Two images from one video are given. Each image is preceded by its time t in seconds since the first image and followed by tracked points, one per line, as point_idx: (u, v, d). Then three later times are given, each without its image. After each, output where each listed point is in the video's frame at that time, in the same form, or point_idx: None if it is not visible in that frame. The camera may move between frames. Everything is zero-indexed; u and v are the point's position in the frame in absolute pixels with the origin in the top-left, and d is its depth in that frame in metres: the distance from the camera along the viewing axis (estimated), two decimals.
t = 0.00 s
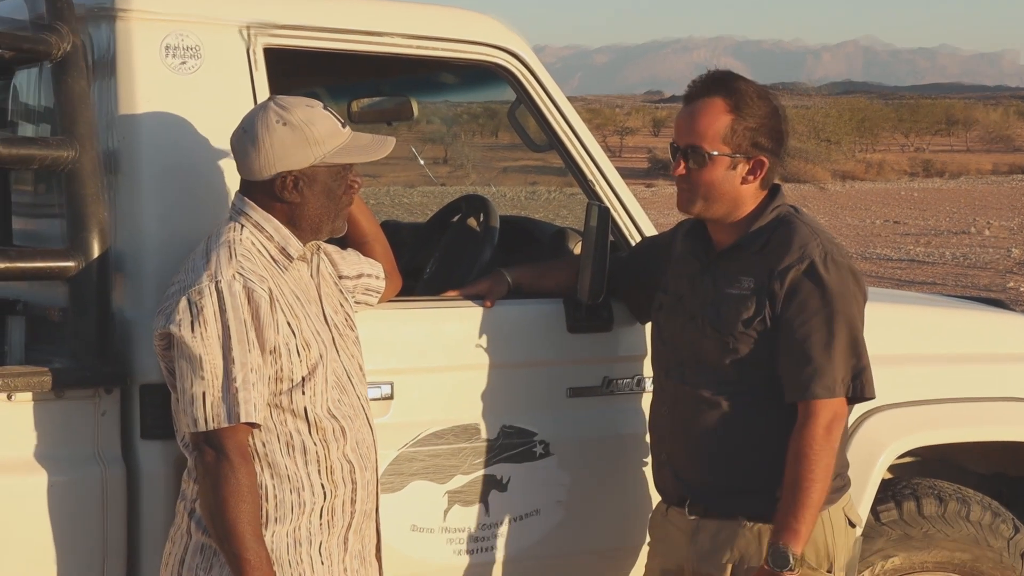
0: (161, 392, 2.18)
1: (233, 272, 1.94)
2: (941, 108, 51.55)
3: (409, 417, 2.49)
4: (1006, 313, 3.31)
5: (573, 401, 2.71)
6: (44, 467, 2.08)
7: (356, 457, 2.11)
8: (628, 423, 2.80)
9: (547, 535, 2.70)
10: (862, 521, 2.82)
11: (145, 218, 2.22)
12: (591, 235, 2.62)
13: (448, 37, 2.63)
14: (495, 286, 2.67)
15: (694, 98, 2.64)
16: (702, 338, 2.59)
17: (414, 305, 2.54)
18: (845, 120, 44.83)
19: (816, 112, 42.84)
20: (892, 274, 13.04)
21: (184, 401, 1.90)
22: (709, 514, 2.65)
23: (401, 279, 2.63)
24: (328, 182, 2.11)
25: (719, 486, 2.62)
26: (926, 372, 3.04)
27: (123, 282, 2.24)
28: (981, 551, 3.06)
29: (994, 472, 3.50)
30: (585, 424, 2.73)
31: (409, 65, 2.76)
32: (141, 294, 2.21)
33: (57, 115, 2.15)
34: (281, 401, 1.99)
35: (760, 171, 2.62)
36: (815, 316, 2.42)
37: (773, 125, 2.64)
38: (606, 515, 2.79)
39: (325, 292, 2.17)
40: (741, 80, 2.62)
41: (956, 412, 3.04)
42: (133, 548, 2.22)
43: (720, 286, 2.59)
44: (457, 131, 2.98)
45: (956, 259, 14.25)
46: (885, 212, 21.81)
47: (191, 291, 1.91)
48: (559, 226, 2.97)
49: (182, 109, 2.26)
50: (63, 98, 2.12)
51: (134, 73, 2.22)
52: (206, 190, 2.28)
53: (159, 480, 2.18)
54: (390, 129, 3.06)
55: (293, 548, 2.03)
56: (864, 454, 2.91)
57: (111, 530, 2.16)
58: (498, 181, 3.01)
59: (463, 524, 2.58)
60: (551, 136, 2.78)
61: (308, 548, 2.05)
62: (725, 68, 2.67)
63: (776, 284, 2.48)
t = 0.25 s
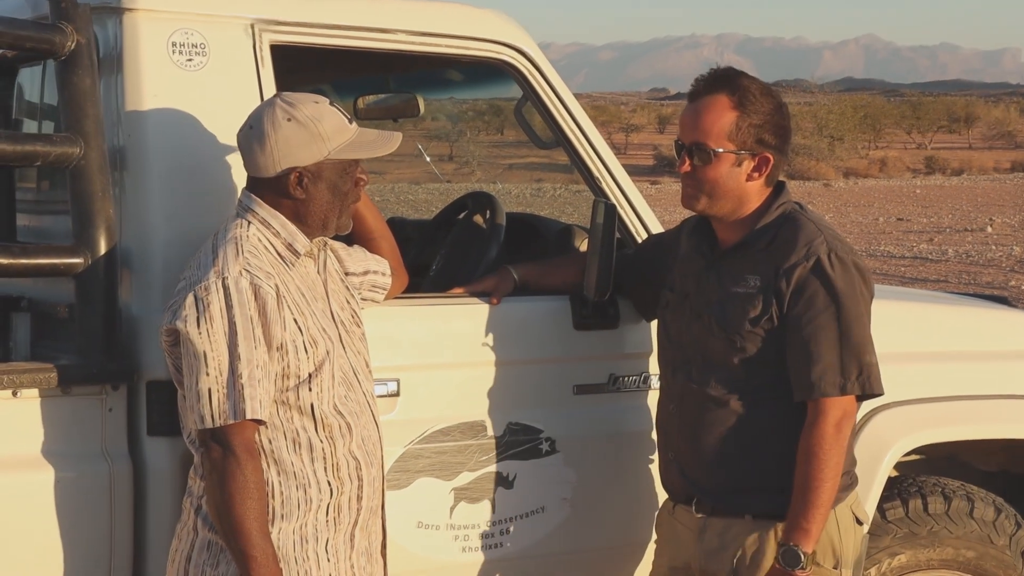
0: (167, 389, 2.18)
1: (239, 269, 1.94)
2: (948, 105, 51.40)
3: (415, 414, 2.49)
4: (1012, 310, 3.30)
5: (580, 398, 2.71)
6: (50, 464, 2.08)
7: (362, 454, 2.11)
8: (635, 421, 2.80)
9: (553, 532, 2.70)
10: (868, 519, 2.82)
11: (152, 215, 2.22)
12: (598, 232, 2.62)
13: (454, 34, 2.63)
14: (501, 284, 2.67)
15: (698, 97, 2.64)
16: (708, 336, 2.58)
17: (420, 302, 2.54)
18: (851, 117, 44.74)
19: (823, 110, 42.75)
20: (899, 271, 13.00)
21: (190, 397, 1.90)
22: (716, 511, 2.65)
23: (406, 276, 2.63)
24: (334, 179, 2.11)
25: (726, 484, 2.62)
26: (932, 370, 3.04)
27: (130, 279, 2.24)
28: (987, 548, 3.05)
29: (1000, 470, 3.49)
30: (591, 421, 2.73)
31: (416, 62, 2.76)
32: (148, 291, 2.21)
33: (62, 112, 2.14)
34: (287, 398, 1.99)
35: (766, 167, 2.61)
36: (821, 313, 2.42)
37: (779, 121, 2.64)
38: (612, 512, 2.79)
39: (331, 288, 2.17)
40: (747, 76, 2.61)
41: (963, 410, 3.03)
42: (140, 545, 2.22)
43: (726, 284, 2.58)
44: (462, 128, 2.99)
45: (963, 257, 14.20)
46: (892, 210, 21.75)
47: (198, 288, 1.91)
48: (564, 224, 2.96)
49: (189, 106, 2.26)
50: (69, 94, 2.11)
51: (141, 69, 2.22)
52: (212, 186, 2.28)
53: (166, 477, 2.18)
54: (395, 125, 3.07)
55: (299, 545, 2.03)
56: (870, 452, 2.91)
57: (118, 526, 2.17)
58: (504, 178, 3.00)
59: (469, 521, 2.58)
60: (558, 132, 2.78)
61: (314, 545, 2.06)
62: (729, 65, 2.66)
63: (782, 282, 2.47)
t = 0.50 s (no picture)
0: (173, 386, 2.18)
1: (245, 267, 1.94)
2: (955, 104, 51.27)
3: (420, 412, 2.49)
4: (1019, 309, 3.29)
5: (585, 396, 2.71)
6: (56, 461, 2.09)
7: (367, 451, 2.12)
8: (640, 419, 2.80)
9: (557, 530, 2.70)
10: (872, 518, 2.82)
11: (158, 213, 2.22)
12: (603, 229, 2.63)
13: (458, 32, 2.63)
14: (506, 283, 2.67)
15: (707, 90, 2.63)
16: (713, 334, 2.58)
17: (425, 300, 2.54)
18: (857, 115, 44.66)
19: (828, 108, 42.69)
20: (904, 270, 12.98)
21: (196, 395, 1.90)
22: (720, 510, 2.65)
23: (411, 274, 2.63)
24: (335, 177, 2.10)
25: (731, 483, 2.62)
26: (938, 368, 3.03)
27: (135, 276, 2.24)
28: (990, 547, 3.04)
29: (1005, 469, 3.49)
30: (597, 420, 2.73)
31: (421, 60, 2.76)
32: (154, 289, 2.22)
33: (67, 110, 2.13)
34: (292, 396, 1.99)
35: (772, 163, 2.60)
36: (827, 311, 2.41)
37: (786, 118, 2.63)
38: (617, 511, 2.79)
39: (337, 286, 2.17)
40: (755, 72, 2.61)
41: (968, 409, 3.02)
42: (145, 542, 2.23)
43: (731, 281, 2.58)
44: (466, 126, 2.96)
45: (968, 255, 14.17)
46: (898, 208, 21.71)
47: (204, 285, 1.91)
48: (569, 222, 2.97)
49: (194, 104, 2.26)
50: (74, 93, 2.11)
51: (146, 67, 2.22)
52: (218, 184, 2.29)
53: (171, 473, 2.19)
54: (401, 123, 3.06)
55: (305, 543, 2.03)
56: (875, 450, 2.90)
57: (124, 523, 2.17)
58: (509, 176, 3.02)
59: (474, 519, 2.58)
60: (563, 130, 2.77)
61: (319, 542, 2.06)
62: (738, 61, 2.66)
63: (787, 280, 2.47)
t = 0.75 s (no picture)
0: (172, 387, 2.18)
1: (245, 267, 1.94)
2: (954, 105, 51.32)
3: (419, 413, 2.49)
4: (1017, 310, 3.29)
5: (583, 396, 2.71)
6: (55, 461, 2.09)
7: (366, 452, 2.12)
8: (639, 419, 2.80)
9: (556, 531, 2.71)
10: (871, 519, 2.82)
11: (157, 213, 2.22)
12: (602, 231, 2.62)
13: (458, 32, 2.63)
14: (505, 283, 2.67)
15: (707, 90, 2.64)
16: (712, 335, 2.58)
17: (424, 300, 2.54)
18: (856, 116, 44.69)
19: (827, 109, 42.72)
20: (903, 271, 12.99)
21: (196, 395, 1.90)
22: (719, 511, 2.65)
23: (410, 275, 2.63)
24: (337, 178, 2.11)
25: (730, 483, 2.62)
26: (937, 369, 3.03)
27: (134, 276, 2.24)
28: (988, 548, 3.04)
29: (1003, 470, 3.49)
30: (596, 420, 2.73)
31: (420, 61, 2.76)
32: (153, 289, 2.22)
33: (66, 111, 2.14)
34: (292, 396, 1.99)
35: (771, 165, 2.61)
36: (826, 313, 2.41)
37: (785, 119, 2.64)
38: (616, 511, 2.79)
39: (336, 287, 2.18)
40: (756, 74, 2.61)
41: (967, 410, 3.03)
42: (145, 542, 2.23)
43: (730, 282, 2.58)
44: (465, 126, 2.97)
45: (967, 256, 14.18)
46: (897, 209, 21.73)
47: (204, 286, 1.91)
48: (568, 223, 2.98)
49: (193, 105, 2.26)
50: (73, 93, 2.11)
51: (145, 67, 2.22)
52: (217, 184, 2.29)
53: (170, 473, 2.19)
54: (400, 124, 3.08)
55: (304, 543, 2.03)
56: (873, 451, 2.90)
57: (123, 523, 2.17)
58: (507, 177, 3.01)
59: (473, 520, 2.58)
60: (562, 131, 2.77)
61: (318, 543, 2.06)
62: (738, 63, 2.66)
63: (786, 281, 2.47)
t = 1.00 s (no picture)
0: (172, 387, 2.19)
1: (245, 268, 1.94)
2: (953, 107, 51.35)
3: (418, 414, 2.49)
4: (1016, 311, 3.30)
5: (583, 397, 2.71)
6: (55, 461, 2.09)
7: (366, 452, 2.12)
8: (638, 420, 2.80)
9: (555, 531, 2.71)
10: (870, 520, 2.81)
11: (157, 212, 2.22)
12: (602, 231, 2.63)
13: (457, 33, 2.63)
14: (505, 284, 2.67)
15: (708, 90, 2.63)
16: (711, 336, 2.58)
17: (423, 301, 2.54)
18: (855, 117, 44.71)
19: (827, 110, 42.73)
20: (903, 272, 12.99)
21: (196, 396, 1.90)
22: (718, 512, 2.65)
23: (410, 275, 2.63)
24: (336, 179, 2.11)
25: (729, 484, 2.62)
26: (936, 371, 3.03)
27: (134, 276, 2.24)
28: (987, 549, 3.04)
29: (1002, 471, 3.49)
30: (595, 421, 2.73)
31: (419, 61, 2.76)
32: (153, 289, 2.22)
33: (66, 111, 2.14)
34: (291, 397, 1.99)
35: (771, 167, 2.61)
36: (825, 314, 2.41)
37: (785, 122, 2.64)
38: (615, 512, 2.79)
39: (336, 287, 2.18)
40: (756, 75, 2.62)
41: (965, 411, 3.03)
42: (144, 542, 2.23)
43: (729, 283, 2.58)
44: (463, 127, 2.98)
45: (966, 257, 14.19)
46: (896, 210, 21.73)
47: (204, 286, 1.91)
48: (568, 223, 2.97)
49: (193, 105, 2.27)
50: (73, 93, 2.11)
51: (145, 68, 2.22)
52: (217, 184, 2.29)
53: (170, 473, 2.19)
54: (399, 124, 3.10)
55: (303, 544, 2.03)
56: (873, 452, 2.90)
57: (122, 523, 2.17)
58: (507, 178, 3.01)
59: (472, 520, 2.58)
60: (561, 132, 2.77)
61: (318, 543, 2.06)
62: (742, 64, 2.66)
63: (785, 282, 2.47)
